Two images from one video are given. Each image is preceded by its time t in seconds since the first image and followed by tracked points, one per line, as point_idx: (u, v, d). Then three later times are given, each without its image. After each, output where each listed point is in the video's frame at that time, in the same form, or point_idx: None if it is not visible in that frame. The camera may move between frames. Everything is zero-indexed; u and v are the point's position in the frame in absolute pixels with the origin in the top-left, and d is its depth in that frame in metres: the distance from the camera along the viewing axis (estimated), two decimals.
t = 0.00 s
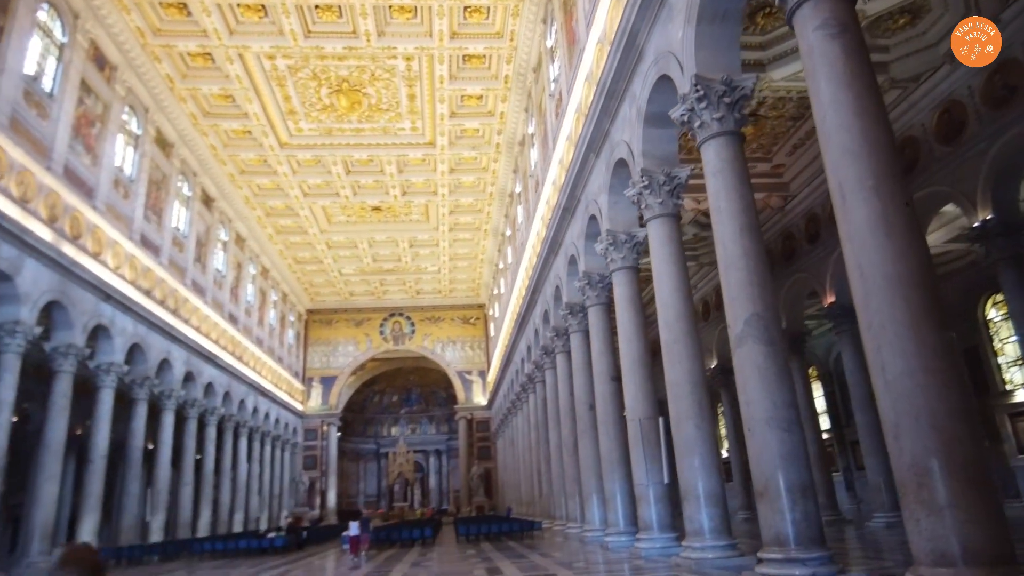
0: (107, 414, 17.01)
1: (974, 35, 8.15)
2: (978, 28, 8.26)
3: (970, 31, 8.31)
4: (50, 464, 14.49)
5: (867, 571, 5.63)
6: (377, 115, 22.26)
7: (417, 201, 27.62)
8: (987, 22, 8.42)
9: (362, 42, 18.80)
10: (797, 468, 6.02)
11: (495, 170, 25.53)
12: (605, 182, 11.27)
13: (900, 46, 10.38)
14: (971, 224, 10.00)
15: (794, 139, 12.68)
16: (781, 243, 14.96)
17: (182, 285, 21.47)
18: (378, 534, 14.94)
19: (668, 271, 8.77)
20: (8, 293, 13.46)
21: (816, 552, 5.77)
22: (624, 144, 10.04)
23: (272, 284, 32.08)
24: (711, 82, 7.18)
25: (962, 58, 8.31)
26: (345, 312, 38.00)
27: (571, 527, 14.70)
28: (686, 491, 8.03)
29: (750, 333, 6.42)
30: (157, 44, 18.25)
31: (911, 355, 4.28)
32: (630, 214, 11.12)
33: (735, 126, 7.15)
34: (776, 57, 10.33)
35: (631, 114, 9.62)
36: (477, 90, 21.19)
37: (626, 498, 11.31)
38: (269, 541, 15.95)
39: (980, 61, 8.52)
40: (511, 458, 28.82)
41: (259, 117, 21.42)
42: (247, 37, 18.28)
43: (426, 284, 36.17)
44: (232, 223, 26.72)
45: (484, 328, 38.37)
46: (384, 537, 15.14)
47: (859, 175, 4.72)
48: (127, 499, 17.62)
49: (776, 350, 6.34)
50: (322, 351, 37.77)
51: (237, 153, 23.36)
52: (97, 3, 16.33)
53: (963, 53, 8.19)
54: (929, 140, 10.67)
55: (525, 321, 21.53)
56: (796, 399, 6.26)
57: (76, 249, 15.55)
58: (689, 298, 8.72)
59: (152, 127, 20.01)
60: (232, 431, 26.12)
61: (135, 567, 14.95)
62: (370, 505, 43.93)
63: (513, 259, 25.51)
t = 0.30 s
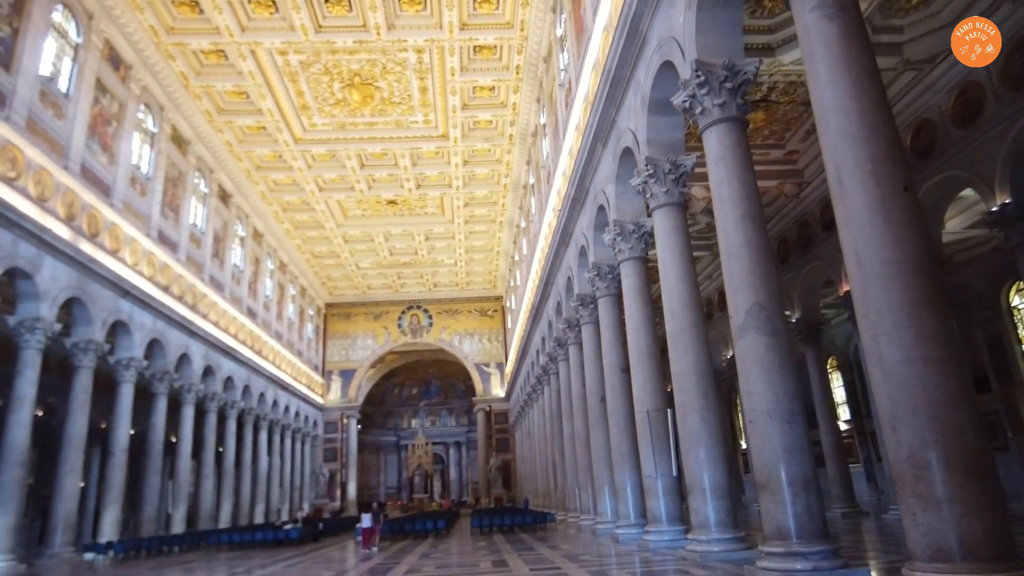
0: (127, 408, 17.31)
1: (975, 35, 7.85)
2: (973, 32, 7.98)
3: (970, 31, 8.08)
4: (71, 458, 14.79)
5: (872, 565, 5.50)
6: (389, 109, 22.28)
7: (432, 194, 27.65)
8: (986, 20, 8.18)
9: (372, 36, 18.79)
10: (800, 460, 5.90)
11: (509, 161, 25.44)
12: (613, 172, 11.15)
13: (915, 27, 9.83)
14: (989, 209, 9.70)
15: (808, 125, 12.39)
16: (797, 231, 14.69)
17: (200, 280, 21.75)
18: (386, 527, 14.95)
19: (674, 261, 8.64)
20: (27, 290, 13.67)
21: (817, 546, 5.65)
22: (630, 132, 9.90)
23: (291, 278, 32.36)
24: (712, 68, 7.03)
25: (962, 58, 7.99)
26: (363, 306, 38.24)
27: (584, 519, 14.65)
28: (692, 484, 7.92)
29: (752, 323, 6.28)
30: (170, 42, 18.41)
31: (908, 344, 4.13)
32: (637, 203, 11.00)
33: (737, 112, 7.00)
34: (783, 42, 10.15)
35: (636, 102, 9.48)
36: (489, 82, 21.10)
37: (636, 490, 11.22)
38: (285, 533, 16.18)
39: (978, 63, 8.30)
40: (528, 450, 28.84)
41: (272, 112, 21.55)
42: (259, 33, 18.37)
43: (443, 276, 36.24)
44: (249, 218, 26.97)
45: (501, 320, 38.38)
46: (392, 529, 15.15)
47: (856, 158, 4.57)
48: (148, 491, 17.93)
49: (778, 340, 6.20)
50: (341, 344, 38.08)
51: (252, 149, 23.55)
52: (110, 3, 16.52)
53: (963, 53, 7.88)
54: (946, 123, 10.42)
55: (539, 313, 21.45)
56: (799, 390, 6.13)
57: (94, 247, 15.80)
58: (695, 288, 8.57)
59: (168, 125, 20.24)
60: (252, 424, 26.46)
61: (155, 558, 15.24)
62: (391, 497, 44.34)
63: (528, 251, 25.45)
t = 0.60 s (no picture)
0: (139, 407, 17.53)
1: (974, 35, 8.37)
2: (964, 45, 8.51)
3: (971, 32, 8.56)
4: (83, 456, 15.02)
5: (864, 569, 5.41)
6: (398, 109, 22.36)
7: (442, 194, 27.70)
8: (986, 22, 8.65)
9: (379, 37, 18.85)
10: (792, 462, 5.82)
11: (518, 160, 25.41)
12: (614, 171, 11.10)
13: (921, 20, 9.59)
14: (997, 206, 9.45)
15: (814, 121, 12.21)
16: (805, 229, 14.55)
17: (211, 280, 21.97)
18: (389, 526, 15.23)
19: (671, 260, 8.58)
20: (39, 291, 13.92)
21: (808, 549, 5.58)
22: (629, 131, 9.84)
23: (303, 278, 32.59)
24: (706, 65, 6.96)
25: (963, 57, 8.54)
26: (375, 305, 38.42)
27: (589, 520, 14.59)
28: (689, 485, 7.85)
29: (745, 323, 6.21)
30: (181, 45, 18.59)
31: (892, 344, 4.04)
32: (639, 202, 10.93)
33: (732, 109, 6.92)
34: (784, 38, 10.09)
35: (635, 100, 9.41)
36: (497, 81, 21.10)
37: (639, 491, 11.14)
38: (292, 531, 16.31)
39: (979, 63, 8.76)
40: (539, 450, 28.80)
41: (282, 114, 21.71)
42: (267, 35, 18.51)
43: (454, 276, 36.29)
44: (261, 219, 27.20)
45: (513, 319, 38.36)
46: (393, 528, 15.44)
47: (840, 155, 4.49)
48: (160, 489, 18.15)
49: (771, 340, 6.13)
50: (353, 344, 38.28)
51: (263, 150, 23.75)
52: (121, 7, 16.72)
53: (963, 52, 8.45)
54: (953, 118, 10.28)
55: (547, 312, 21.40)
56: (791, 391, 6.05)
57: (105, 248, 16.02)
58: (693, 287, 8.49)
59: (179, 127, 20.46)
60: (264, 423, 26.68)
61: (164, 555, 15.44)
62: (405, 496, 44.53)
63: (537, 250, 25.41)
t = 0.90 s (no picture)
0: (145, 406, 17.67)
1: (974, 35, 8.32)
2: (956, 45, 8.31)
3: (972, 31, 8.51)
4: (89, 455, 15.15)
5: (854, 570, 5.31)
6: (402, 108, 22.37)
7: (447, 192, 27.70)
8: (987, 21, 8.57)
9: (381, 36, 18.86)
10: (781, 460, 5.73)
11: (523, 158, 25.36)
12: (611, 168, 11.02)
13: (921, 12, 9.58)
14: (998, 200, 9.22)
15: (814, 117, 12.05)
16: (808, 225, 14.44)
17: (217, 280, 22.10)
18: (390, 524, 15.53)
19: (665, 257, 8.50)
20: (44, 291, 14.03)
21: (796, 549, 5.49)
22: (625, 127, 9.78)
23: (311, 277, 32.72)
24: (695, 60, 6.89)
25: (962, 58, 8.53)
26: (383, 305, 38.49)
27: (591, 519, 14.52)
28: (683, 484, 7.76)
29: (733, 320, 6.14)
30: (184, 46, 18.70)
31: (871, 341, 3.97)
32: (636, 199, 10.85)
33: (722, 104, 6.86)
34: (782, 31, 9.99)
35: (630, 96, 9.33)
36: (499, 79, 21.08)
37: (638, 490, 11.05)
38: (295, 530, 16.38)
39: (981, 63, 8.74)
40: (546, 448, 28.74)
41: (286, 114, 21.79)
42: (270, 35, 18.59)
43: (462, 275, 36.29)
44: (268, 219, 27.31)
45: (521, 318, 38.32)
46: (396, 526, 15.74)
47: (820, 149, 4.42)
48: (167, 487, 18.27)
49: (759, 337, 6.05)
50: (362, 343, 38.38)
51: (268, 151, 23.87)
52: (124, 9, 16.81)
53: (962, 53, 8.43)
54: (955, 112, 10.09)
55: (552, 311, 21.34)
56: (781, 388, 5.97)
57: (109, 248, 16.14)
58: (688, 284, 8.41)
59: (184, 128, 20.58)
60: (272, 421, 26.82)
61: (169, 554, 15.56)
62: (414, 494, 44.63)
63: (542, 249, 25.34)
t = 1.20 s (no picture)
0: (152, 408, 17.79)
1: (975, 35, 7.91)
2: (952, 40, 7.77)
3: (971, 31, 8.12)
4: (96, 457, 15.28)
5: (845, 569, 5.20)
6: (404, 107, 22.35)
7: (452, 191, 27.68)
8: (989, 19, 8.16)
9: (381, 36, 18.85)
10: (770, 457, 5.63)
11: (526, 156, 25.29)
12: (607, 163, 10.92)
13: None
14: (1001, 190, 9.04)
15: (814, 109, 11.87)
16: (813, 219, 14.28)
17: (224, 282, 22.23)
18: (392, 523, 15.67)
19: (659, 253, 8.40)
20: (48, 295, 14.17)
21: (786, 547, 5.37)
22: (618, 122, 9.69)
23: (318, 278, 32.83)
24: (682, 52, 6.80)
25: (962, 57, 8.16)
26: (392, 304, 38.56)
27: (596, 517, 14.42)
28: (678, 481, 7.66)
29: (721, 316, 6.04)
30: (186, 50, 18.80)
31: (849, 336, 3.88)
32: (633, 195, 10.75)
33: (710, 97, 6.76)
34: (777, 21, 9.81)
35: (622, 91, 9.24)
36: (501, 77, 21.03)
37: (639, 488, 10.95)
38: (301, 531, 16.43)
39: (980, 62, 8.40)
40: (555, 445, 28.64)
41: (289, 115, 21.85)
42: (270, 38, 18.63)
43: (469, 274, 36.27)
44: (274, 220, 27.41)
45: (529, 316, 38.25)
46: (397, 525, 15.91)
47: (798, 140, 4.32)
48: (176, 489, 18.39)
49: (748, 332, 5.96)
50: (371, 343, 38.49)
51: (273, 153, 23.98)
52: (125, 14, 16.91)
53: (962, 53, 8.05)
54: (957, 101, 9.89)
55: (556, 309, 21.26)
56: (771, 384, 5.87)
57: (114, 252, 16.26)
58: (682, 280, 8.30)
59: (188, 132, 20.69)
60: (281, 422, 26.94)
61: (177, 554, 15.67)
62: (426, 493, 44.72)
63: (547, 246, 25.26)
